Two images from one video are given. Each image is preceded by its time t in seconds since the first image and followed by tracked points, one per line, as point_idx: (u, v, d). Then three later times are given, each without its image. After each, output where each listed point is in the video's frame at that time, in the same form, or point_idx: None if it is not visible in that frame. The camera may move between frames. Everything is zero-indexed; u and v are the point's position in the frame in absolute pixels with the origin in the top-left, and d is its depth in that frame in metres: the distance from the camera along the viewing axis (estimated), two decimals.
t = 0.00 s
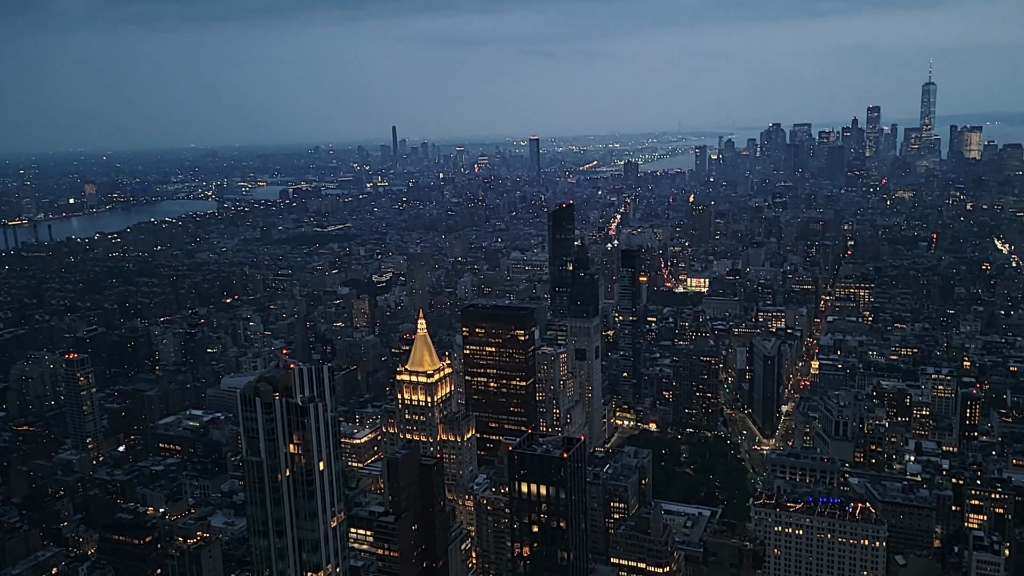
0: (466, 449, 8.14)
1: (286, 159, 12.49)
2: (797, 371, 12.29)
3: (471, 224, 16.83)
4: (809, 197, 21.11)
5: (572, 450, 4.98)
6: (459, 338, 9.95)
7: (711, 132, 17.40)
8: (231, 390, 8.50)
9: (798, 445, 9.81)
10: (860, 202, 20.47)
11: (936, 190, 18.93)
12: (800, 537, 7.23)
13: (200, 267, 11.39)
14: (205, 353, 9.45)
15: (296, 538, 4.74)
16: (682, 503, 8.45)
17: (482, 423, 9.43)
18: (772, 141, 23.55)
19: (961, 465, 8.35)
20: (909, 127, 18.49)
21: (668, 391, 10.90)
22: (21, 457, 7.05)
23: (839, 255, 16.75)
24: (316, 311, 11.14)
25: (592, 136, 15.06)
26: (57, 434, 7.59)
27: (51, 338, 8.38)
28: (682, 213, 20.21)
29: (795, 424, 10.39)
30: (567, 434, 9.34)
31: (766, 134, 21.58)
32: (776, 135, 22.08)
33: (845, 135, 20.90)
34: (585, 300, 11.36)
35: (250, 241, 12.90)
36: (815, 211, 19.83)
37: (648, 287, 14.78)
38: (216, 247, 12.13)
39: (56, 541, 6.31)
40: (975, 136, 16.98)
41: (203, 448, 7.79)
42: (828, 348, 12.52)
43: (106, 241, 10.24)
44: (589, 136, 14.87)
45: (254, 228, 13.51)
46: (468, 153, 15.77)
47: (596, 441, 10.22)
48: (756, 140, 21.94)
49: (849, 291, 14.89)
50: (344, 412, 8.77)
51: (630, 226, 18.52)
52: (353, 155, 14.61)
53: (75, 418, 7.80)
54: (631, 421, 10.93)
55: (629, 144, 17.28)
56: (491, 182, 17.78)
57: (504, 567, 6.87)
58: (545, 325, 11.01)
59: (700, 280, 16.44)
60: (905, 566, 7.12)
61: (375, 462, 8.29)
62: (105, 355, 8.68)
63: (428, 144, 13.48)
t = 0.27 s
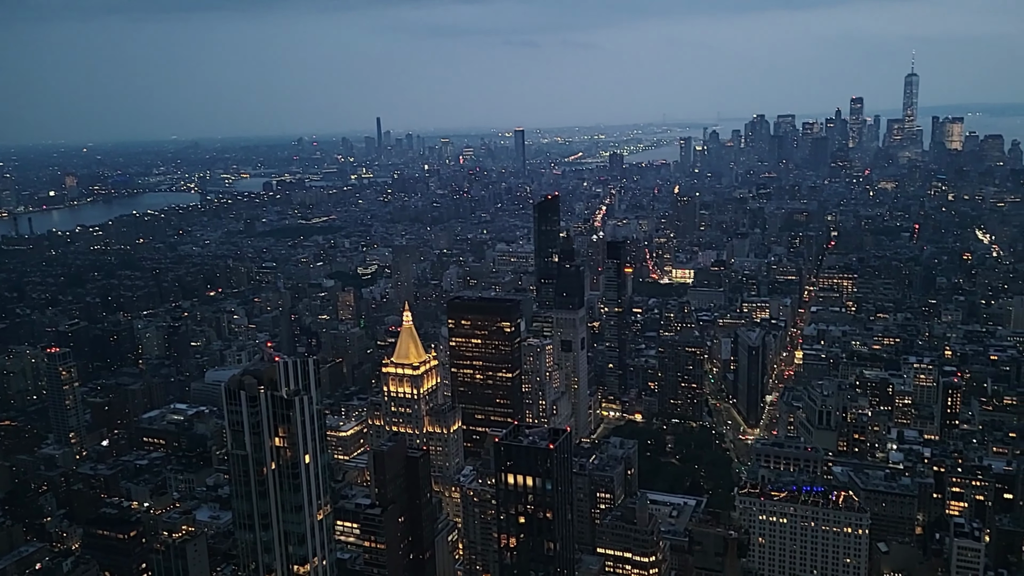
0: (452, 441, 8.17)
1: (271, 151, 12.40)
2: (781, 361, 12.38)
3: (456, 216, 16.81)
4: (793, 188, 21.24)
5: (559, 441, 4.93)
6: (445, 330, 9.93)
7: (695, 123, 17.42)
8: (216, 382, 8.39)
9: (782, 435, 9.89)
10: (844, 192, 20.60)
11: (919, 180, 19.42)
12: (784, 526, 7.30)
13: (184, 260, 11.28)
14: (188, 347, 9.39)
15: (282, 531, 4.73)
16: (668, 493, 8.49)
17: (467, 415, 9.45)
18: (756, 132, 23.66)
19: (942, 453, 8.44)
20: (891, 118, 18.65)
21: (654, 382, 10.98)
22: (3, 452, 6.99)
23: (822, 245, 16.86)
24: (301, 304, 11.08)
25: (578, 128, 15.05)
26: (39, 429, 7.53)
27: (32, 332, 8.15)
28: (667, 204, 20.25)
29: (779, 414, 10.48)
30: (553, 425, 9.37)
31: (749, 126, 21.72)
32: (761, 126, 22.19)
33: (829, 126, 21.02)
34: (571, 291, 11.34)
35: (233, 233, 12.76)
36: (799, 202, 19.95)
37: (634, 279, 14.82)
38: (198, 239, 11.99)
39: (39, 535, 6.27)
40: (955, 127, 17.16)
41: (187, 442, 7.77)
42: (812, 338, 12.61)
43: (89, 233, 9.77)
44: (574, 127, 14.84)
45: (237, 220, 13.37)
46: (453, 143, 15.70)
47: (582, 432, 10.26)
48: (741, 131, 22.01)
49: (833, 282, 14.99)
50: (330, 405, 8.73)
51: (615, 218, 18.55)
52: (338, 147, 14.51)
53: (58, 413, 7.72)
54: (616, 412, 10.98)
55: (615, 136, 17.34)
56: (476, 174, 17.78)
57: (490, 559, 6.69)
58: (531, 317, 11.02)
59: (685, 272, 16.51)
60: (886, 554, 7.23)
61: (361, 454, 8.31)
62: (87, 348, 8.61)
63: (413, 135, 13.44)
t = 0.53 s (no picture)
0: (439, 435, 8.19)
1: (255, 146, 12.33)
2: (766, 354, 12.47)
3: (443, 210, 16.79)
4: (779, 181, 21.37)
5: (547, 434, 4.92)
6: (432, 323, 9.92)
7: (681, 117, 17.46)
8: (201, 377, 8.31)
9: (767, 426, 9.96)
10: (829, 186, 20.74)
11: (903, 174, 19.70)
12: (770, 517, 7.38)
13: (168, 254, 11.17)
14: (173, 342, 9.34)
15: (269, 526, 4.72)
16: (654, 486, 8.52)
17: (455, 409, 9.46)
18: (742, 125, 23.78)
19: (925, 444, 8.53)
20: (875, 112, 18.79)
21: (640, 374, 11.05)
22: None
23: (807, 239, 16.96)
24: (287, 299, 11.04)
25: (564, 122, 15.07)
26: (23, 425, 7.53)
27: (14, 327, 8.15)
28: (653, 198, 20.29)
29: (764, 405, 10.55)
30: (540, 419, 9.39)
31: (735, 120, 21.88)
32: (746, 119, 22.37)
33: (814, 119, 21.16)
34: (558, 285, 11.35)
35: (218, 228, 12.61)
36: (784, 195, 20.07)
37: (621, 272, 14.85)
38: (182, 234, 11.87)
39: (24, 532, 6.29)
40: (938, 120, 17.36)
41: (172, 438, 7.74)
42: (797, 330, 12.70)
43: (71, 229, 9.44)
44: (560, 121, 14.83)
45: (222, 215, 13.22)
46: (439, 138, 15.64)
47: (569, 425, 10.29)
48: (726, 125, 22.08)
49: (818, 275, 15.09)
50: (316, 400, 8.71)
51: (601, 211, 18.59)
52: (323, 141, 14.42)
53: (41, 409, 7.68)
54: (603, 406, 11.01)
55: (600, 130, 17.38)
56: (462, 167, 17.79)
57: (479, 550, 6.84)
58: (518, 311, 11.03)
59: (671, 265, 16.57)
60: (871, 543, 7.22)
61: (348, 449, 8.31)
62: (70, 344, 8.54)
63: (399, 129, 13.39)
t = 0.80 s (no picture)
0: (426, 428, 8.20)
1: (240, 139, 12.26)
2: (752, 345, 12.53)
3: (428, 203, 16.74)
4: (764, 173, 21.48)
5: (534, 427, 4.91)
6: (418, 317, 9.92)
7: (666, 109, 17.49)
8: (185, 373, 8.31)
9: (753, 418, 10.02)
10: (813, 178, 20.86)
11: (886, 166, 19.89)
12: (755, 507, 7.45)
13: (152, 249, 11.05)
14: (157, 336, 9.26)
15: (255, 521, 4.71)
16: (641, 477, 8.55)
17: (442, 402, 9.47)
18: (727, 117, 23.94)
19: (909, 434, 8.61)
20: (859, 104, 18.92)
21: (627, 366, 11.08)
22: None
23: (792, 231, 17.05)
24: (272, 293, 10.99)
25: (550, 115, 15.07)
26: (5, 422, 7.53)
27: None
28: (639, 190, 20.32)
29: (750, 397, 10.62)
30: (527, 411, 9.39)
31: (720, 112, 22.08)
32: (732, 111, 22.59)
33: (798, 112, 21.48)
34: (544, 278, 11.34)
35: (201, 222, 12.37)
36: (769, 188, 20.16)
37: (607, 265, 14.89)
38: (166, 227, 11.71)
39: (7, 530, 6.24)
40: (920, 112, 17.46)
41: (157, 433, 7.71)
42: (781, 322, 12.77)
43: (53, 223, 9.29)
44: (546, 113, 14.82)
45: (206, 208, 13.00)
46: (425, 131, 15.59)
47: (556, 417, 10.32)
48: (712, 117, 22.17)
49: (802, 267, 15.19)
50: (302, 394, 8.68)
51: (587, 204, 18.61)
52: (308, 133, 14.30)
53: (25, 405, 7.58)
54: (590, 398, 11.00)
55: (586, 122, 17.41)
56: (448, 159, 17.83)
57: (465, 544, 6.67)
58: (504, 304, 11.07)
59: (657, 258, 16.61)
60: (855, 533, 7.37)
61: (335, 443, 8.33)
62: (54, 340, 8.45)
63: (384, 122, 13.33)
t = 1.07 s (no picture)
0: (413, 421, 8.21)
1: (224, 133, 12.15)
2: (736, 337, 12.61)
3: (414, 195, 16.69)
4: (748, 166, 21.59)
5: (520, 419, 4.91)
6: (404, 310, 9.89)
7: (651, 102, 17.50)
8: (168, 368, 8.28)
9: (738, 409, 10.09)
10: (797, 170, 20.98)
11: (869, 158, 20.08)
12: (741, 497, 7.50)
13: (134, 242, 10.75)
14: (140, 331, 9.18)
15: (241, 516, 4.69)
16: (627, 468, 8.59)
17: (428, 395, 9.46)
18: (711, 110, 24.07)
19: (891, 424, 8.70)
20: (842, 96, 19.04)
21: (613, 359, 11.10)
22: None
23: (776, 223, 17.14)
24: (256, 287, 10.94)
25: (536, 108, 15.06)
26: None
27: None
28: (624, 182, 20.34)
29: (735, 388, 10.69)
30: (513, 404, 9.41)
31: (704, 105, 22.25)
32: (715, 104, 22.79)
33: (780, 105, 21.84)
34: (530, 271, 11.35)
35: (184, 217, 12.10)
36: (754, 180, 20.26)
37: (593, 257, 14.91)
38: (148, 221, 11.35)
39: None
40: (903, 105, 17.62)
41: (141, 428, 7.66)
42: (766, 314, 12.85)
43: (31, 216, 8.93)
44: (531, 106, 14.79)
45: (189, 202, 12.56)
46: (409, 125, 15.53)
47: (542, 410, 10.35)
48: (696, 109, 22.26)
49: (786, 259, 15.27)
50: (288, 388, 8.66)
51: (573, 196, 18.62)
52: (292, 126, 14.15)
53: (7, 400, 7.61)
54: (576, 390, 11.10)
55: (571, 115, 17.41)
56: (433, 153, 17.90)
57: (453, 537, 6.81)
58: (490, 297, 11.09)
59: (642, 250, 16.65)
60: (838, 522, 7.48)
61: (321, 437, 8.31)
62: (34, 335, 8.32)
63: (369, 114, 13.25)
